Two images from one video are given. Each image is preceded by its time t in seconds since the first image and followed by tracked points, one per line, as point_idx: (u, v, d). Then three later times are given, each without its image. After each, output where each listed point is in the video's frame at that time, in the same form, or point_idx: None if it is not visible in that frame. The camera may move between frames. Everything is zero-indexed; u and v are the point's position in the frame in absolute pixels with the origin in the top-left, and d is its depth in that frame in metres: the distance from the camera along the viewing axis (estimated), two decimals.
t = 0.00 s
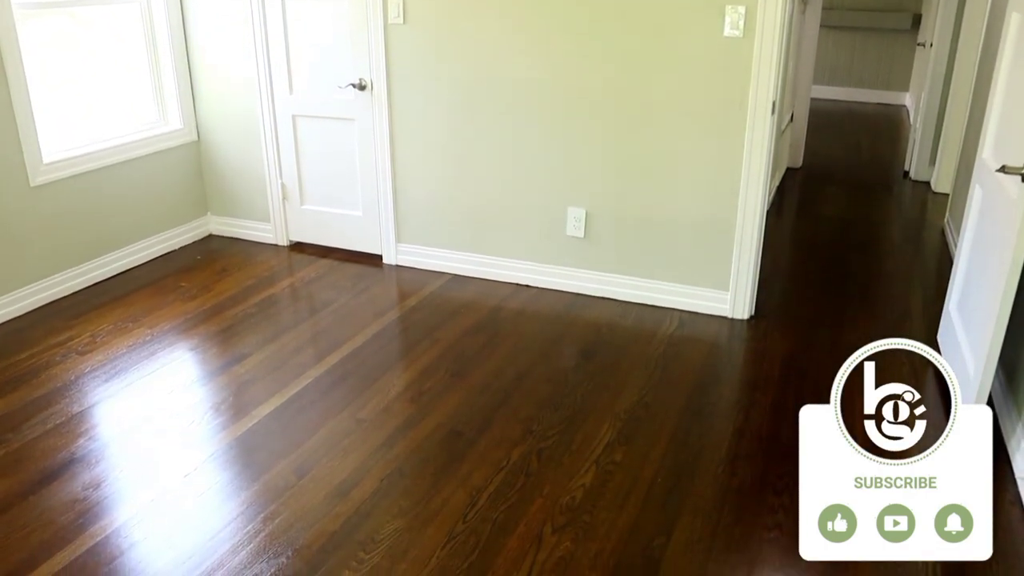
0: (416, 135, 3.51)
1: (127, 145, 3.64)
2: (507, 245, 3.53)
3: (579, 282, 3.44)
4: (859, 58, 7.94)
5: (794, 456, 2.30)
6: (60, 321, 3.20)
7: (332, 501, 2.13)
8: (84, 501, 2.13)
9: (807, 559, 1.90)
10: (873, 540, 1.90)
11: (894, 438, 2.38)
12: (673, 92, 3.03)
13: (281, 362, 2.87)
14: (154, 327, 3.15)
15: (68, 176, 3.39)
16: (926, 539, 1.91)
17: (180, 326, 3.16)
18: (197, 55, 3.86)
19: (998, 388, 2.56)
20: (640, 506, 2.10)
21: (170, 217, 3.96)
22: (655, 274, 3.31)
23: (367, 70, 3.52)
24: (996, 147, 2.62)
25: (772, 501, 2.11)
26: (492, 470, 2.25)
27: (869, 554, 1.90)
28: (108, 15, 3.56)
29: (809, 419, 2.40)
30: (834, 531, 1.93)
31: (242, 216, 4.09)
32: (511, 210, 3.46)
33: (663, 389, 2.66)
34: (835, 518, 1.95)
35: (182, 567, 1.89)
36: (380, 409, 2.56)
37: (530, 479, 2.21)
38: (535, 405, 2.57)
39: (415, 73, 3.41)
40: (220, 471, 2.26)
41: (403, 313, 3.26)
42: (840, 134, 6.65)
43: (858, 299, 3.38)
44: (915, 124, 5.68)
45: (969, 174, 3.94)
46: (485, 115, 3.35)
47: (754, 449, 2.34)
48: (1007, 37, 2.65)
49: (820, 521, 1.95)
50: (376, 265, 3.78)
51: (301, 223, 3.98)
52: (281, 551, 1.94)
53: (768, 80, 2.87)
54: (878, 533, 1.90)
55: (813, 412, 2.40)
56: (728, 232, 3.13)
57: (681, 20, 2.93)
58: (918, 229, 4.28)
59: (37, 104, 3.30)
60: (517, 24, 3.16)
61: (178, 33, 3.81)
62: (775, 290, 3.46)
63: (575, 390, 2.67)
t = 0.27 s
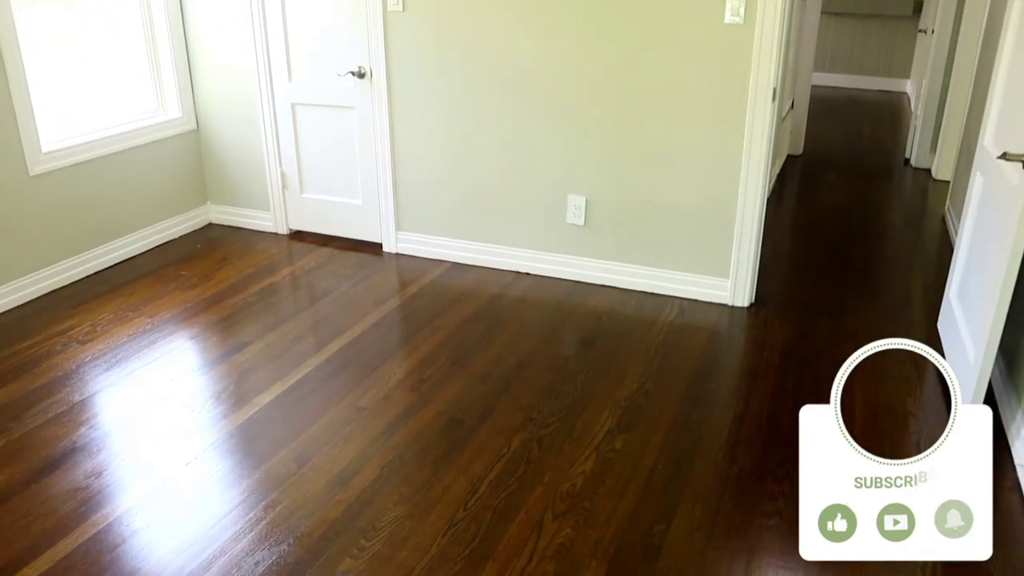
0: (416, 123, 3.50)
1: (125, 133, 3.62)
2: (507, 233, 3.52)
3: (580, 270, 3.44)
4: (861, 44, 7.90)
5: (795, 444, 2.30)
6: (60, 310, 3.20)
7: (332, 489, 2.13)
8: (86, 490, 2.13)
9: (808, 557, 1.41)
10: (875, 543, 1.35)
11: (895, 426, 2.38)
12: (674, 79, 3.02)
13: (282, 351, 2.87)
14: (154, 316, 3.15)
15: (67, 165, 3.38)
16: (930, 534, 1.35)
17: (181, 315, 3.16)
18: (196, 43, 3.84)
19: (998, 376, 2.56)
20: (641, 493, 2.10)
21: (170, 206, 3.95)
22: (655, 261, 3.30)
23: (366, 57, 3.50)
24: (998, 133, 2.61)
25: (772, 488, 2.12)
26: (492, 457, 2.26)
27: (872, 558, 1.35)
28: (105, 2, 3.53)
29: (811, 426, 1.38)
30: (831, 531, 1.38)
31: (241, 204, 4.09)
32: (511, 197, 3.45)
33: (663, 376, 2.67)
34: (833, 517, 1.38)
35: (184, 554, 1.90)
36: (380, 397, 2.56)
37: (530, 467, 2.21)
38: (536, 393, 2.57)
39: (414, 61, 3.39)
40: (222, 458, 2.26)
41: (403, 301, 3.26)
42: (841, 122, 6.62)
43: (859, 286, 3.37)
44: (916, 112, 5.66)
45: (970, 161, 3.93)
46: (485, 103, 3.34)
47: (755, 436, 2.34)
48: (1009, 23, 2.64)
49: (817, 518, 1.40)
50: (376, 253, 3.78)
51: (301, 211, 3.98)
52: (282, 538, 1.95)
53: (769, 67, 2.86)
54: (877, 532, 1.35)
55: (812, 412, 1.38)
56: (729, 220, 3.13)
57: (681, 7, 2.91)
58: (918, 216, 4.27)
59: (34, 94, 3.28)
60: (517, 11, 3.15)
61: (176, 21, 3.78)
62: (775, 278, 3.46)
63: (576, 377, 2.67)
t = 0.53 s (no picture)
0: (415, 117, 3.49)
1: (125, 128, 3.61)
2: (507, 227, 3.52)
3: (580, 264, 3.44)
4: (861, 38, 7.88)
5: (795, 437, 2.30)
6: (60, 306, 3.20)
7: (334, 483, 2.14)
8: (87, 485, 2.13)
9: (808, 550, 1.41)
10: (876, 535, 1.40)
11: (895, 419, 2.39)
12: (674, 72, 3.01)
13: (282, 345, 2.87)
14: (154, 311, 3.15)
15: (66, 159, 3.37)
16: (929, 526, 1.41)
17: (181, 310, 3.16)
18: (194, 37, 3.83)
19: (998, 369, 2.56)
20: (641, 486, 2.10)
21: (169, 201, 3.95)
22: (655, 255, 3.30)
23: (365, 51, 3.49)
24: (998, 126, 2.61)
25: (772, 481, 2.12)
26: (493, 451, 2.26)
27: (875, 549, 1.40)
28: None
29: (812, 425, 1.42)
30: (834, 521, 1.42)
31: (241, 198, 4.08)
32: (511, 191, 3.45)
33: (664, 370, 2.67)
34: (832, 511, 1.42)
35: (186, 549, 1.90)
36: (380, 392, 2.57)
37: (531, 461, 2.21)
38: (536, 387, 2.57)
39: (414, 54, 3.38)
40: (223, 453, 2.27)
41: (403, 295, 3.26)
42: (842, 115, 6.61)
43: (859, 279, 3.37)
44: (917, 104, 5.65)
45: (970, 154, 3.92)
46: (484, 96, 3.33)
47: (755, 430, 2.34)
48: (1010, 15, 2.63)
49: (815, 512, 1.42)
50: (376, 247, 3.77)
51: (301, 205, 3.97)
52: (283, 533, 1.96)
53: (769, 60, 2.85)
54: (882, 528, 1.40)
55: (814, 411, 1.43)
56: (729, 213, 3.12)
57: None
58: (918, 209, 4.26)
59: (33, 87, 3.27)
60: (516, 4, 3.14)
61: (175, 15, 3.77)
62: (776, 271, 3.46)
63: (576, 371, 2.67)
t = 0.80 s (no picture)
0: (415, 109, 3.48)
1: (123, 121, 3.60)
2: (507, 219, 3.52)
3: (580, 256, 3.44)
4: (861, 29, 7.86)
5: (795, 428, 2.31)
6: (60, 299, 3.20)
7: (335, 475, 2.14)
8: (89, 478, 2.14)
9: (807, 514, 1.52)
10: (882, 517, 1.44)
11: (894, 409, 2.40)
12: (673, 64, 3.00)
13: (282, 338, 2.87)
14: (154, 304, 3.15)
15: (65, 153, 3.36)
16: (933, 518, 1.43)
17: (181, 303, 3.16)
18: (193, 30, 3.82)
19: (998, 360, 2.56)
20: (641, 478, 2.11)
21: (169, 194, 3.94)
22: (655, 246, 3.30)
23: (365, 43, 3.48)
24: (999, 117, 2.60)
25: (772, 472, 2.12)
26: (493, 443, 2.27)
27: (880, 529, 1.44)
28: None
29: (811, 425, 1.49)
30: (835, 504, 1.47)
31: (241, 191, 4.08)
32: (511, 183, 3.44)
33: (664, 361, 2.67)
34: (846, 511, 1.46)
35: (187, 541, 1.90)
36: (381, 384, 2.57)
37: (531, 452, 2.22)
38: (536, 379, 2.58)
39: (413, 46, 3.37)
40: (225, 445, 2.27)
41: (403, 287, 3.26)
42: (842, 106, 6.59)
43: (859, 270, 3.37)
44: (917, 96, 5.63)
45: (971, 145, 3.92)
46: (483, 88, 3.32)
47: (756, 421, 2.34)
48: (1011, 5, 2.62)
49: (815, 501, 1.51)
50: (376, 240, 3.77)
51: (301, 198, 3.97)
52: (284, 525, 1.96)
53: (769, 52, 2.84)
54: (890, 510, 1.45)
55: (812, 411, 1.49)
56: (729, 205, 3.12)
57: None
58: (919, 201, 4.26)
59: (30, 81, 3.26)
60: None
61: (173, 7, 3.76)
62: (776, 262, 3.45)
63: (576, 362, 2.67)
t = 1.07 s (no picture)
0: (414, 101, 3.48)
1: (123, 114, 3.60)
2: (507, 211, 3.51)
3: (580, 248, 3.43)
4: (862, 20, 7.83)
5: (795, 420, 2.31)
6: (61, 293, 3.20)
7: (336, 467, 2.15)
8: (90, 471, 2.14)
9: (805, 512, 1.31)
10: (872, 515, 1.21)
11: (895, 401, 2.40)
12: (673, 56, 2.99)
13: (283, 331, 2.87)
14: (154, 297, 3.15)
15: (64, 146, 3.36)
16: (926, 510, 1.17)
17: (181, 296, 3.16)
18: (192, 22, 3.81)
19: (998, 352, 2.56)
20: (642, 470, 2.11)
21: (169, 187, 3.93)
22: (655, 238, 3.30)
23: (364, 36, 3.47)
24: (1000, 109, 2.59)
25: (773, 464, 2.13)
26: (494, 435, 2.27)
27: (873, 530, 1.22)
28: None
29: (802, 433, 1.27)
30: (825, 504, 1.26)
31: (241, 184, 4.07)
32: (511, 175, 3.44)
33: (664, 353, 2.67)
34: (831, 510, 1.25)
35: (189, 534, 1.91)
36: (381, 376, 2.57)
37: (532, 444, 2.22)
38: (537, 371, 2.58)
39: (412, 38, 3.36)
40: (226, 438, 2.28)
41: (404, 280, 3.25)
42: (842, 98, 6.58)
43: (860, 262, 3.37)
44: (918, 87, 5.62)
45: (972, 137, 3.91)
46: (483, 80, 3.31)
47: (756, 413, 2.35)
48: None
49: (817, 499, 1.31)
50: (376, 232, 3.77)
51: (301, 191, 3.96)
52: (285, 518, 1.96)
53: (770, 44, 2.83)
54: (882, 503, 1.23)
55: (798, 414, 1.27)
56: (730, 197, 3.11)
57: None
58: (919, 192, 4.25)
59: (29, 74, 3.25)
60: None
61: None
62: (776, 255, 3.45)
63: (577, 354, 2.67)
